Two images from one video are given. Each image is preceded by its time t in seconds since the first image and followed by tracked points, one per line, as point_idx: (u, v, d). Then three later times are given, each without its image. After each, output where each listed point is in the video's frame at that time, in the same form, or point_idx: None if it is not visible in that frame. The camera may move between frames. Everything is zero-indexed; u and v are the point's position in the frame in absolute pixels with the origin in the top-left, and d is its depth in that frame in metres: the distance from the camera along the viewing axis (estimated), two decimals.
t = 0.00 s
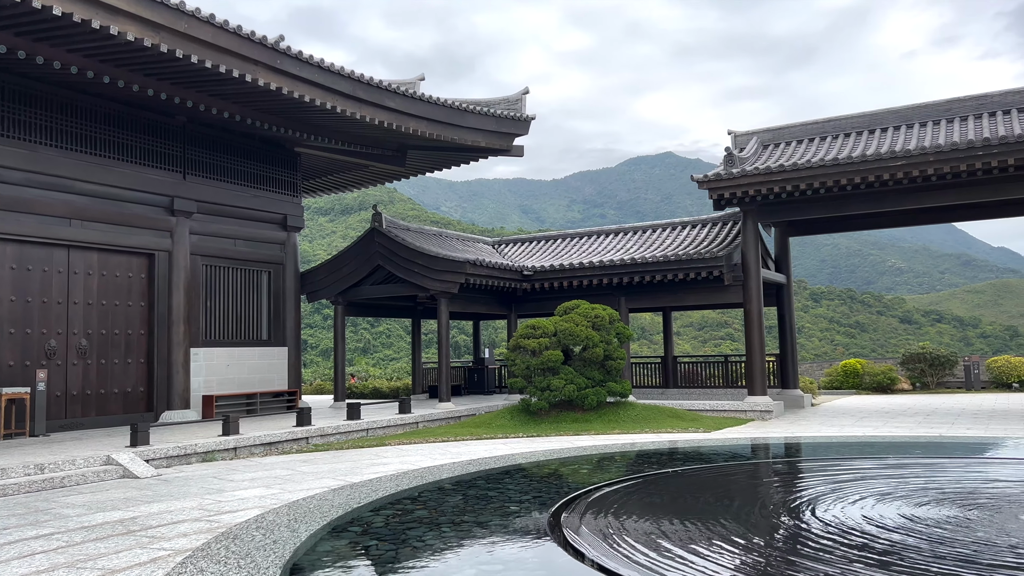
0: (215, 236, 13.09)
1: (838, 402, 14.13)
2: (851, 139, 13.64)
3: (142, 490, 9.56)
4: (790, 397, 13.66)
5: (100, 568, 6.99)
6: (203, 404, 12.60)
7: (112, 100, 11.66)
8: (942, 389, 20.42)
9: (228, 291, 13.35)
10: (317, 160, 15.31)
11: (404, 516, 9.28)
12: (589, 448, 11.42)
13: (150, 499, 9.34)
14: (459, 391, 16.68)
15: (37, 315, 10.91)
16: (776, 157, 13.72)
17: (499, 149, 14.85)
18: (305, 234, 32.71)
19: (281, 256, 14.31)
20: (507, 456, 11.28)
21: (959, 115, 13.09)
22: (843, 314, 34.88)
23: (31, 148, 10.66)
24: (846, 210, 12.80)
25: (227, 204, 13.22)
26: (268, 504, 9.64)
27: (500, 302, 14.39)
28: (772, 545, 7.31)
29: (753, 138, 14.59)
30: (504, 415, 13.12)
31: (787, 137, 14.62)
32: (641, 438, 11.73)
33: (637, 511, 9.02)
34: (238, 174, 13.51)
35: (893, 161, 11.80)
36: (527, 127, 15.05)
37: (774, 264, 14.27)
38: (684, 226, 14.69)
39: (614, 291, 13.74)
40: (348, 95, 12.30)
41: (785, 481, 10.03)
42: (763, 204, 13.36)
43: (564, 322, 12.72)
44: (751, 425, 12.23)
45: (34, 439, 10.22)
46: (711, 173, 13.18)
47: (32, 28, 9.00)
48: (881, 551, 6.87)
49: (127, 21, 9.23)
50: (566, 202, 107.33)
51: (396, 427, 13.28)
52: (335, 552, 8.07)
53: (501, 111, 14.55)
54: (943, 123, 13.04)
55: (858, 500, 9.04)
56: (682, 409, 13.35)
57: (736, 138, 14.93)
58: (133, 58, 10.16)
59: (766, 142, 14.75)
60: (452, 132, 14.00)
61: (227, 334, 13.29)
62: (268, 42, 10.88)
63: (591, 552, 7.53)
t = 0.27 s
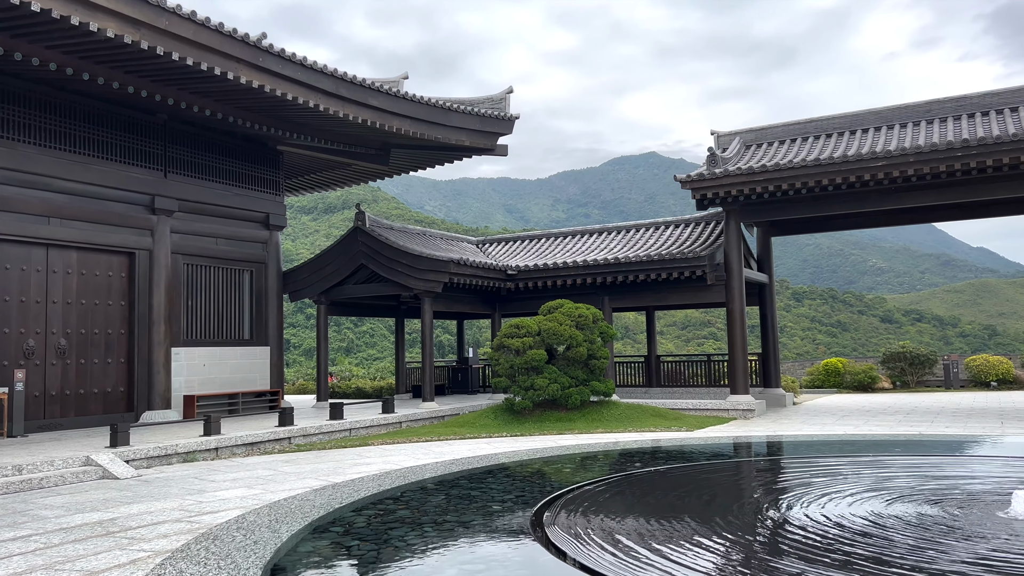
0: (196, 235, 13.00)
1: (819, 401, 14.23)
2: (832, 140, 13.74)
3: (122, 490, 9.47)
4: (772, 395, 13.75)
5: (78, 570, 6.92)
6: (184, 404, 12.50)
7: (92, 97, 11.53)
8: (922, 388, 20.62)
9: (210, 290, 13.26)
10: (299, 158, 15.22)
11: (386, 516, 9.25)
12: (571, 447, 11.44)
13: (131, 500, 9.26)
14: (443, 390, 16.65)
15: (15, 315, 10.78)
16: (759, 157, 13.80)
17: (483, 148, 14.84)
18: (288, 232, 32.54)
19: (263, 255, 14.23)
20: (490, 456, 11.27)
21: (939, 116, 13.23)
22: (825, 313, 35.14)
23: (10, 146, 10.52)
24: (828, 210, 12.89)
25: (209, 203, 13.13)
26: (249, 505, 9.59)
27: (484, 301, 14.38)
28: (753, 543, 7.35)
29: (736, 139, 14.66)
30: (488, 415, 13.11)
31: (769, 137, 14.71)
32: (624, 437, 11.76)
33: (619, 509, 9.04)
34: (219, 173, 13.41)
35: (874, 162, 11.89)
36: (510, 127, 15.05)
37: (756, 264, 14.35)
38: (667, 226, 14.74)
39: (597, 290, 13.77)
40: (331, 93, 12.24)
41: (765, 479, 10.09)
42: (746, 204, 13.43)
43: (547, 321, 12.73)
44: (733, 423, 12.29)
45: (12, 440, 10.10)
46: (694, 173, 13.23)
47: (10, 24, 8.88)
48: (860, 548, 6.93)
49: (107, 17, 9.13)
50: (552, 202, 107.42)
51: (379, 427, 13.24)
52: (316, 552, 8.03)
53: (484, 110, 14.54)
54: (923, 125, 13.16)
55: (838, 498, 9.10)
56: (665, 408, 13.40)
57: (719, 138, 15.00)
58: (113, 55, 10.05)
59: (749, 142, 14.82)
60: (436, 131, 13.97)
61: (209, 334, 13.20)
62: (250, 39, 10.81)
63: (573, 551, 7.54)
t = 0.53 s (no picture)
0: (178, 233, 12.91)
1: (802, 400, 14.32)
2: (815, 140, 13.83)
3: (102, 491, 9.38)
4: (755, 394, 13.83)
5: (57, 571, 6.85)
6: (166, 404, 12.40)
7: (72, 94, 11.41)
8: (903, 386, 20.81)
9: (192, 289, 13.17)
10: (283, 156, 15.14)
11: (369, 515, 9.22)
12: (555, 446, 11.45)
13: (111, 500, 9.18)
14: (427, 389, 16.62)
15: None
16: (742, 157, 13.86)
17: (467, 147, 14.83)
18: (272, 231, 32.36)
19: (246, 253, 14.14)
20: (474, 455, 11.26)
21: (920, 117, 13.35)
22: (807, 312, 35.36)
23: None
24: (810, 210, 12.97)
25: (191, 201, 13.04)
26: (231, 505, 9.53)
27: (468, 301, 14.37)
28: (735, 540, 7.37)
29: (720, 139, 14.72)
30: (473, 414, 13.10)
31: (752, 137, 14.78)
32: (608, 436, 11.78)
33: (602, 508, 9.05)
34: (202, 171, 13.32)
35: (856, 162, 11.98)
36: (495, 126, 15.05)
37: (740, 263, 14.42)
38: (651, 225, 14.79)
39: (582, 290, 13.79)
40: (315, 91, 12.18)
41: (747, 477, 10.14)
42: (730, 203, 13.48)
43: (532, 320, 12.72)
44: (716, 422, 12.34)
45: None
46: (678, 173, 13.26)
47: None
48: (842, 546, 6.96)
49: (88, 13, 9.04)
50: (539, 201, 107.49)
51: (362, 427, 13.20)
52: (298, 552, 7.99)
53: (469, 109, 14.52)
54: (904, 125, 13.27)
55: (820, 496, 9.16)
56: (649, 407, 13.44)
57: (703, 138, 15.05)
58: (93, 52, 9.94)
59: (732, 143, 14.89)
60: (420, 130, 13.94)
61: (191, 333, 13.11)
62: (232, 36, 10.74)
63: (555, 550, 7.55)
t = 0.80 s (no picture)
0: (160, 232, 12.81)
1: (786, 398, 14.41)
2: (798, 140, 13.91)
3: (83, 491, 9.29)
4: (739, 393, 13.90)
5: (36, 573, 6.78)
6: (148, 404, 12.30)
7: (53, 91, 11.30)
8: (884, 385, 21.00)
9: (175, 288, 13.07)
10: (266, 154, 15.06)
11: (352, 515, 9.18)
12: (539, 445, 11.46)
13: (92, 501, 9.09)
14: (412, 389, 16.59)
15: None
16: (726, 157, 13.92)
17: (452, 146, 14.82)
18: (255, 230, 32.16)
19: (229, 252, 14.06)
20: (458, 454, 11.25)
21: (902, 118, 13.46)
22: (791, 311, 35.52)
23: None
24: (793, 210, 13.05)
25: (173, 199, 12.95)
26: (213, 505, 9.46)
27: (453, 300, 14.35)
28: (717, 538, 7.40)
29: (704, 139, 14.78)
30: (457, 413, 13.08)
31: (736, 137, 14.85)
32: (592, 434, 11.81)
33: (585, 506, 9.07)
34: (184, 168, 13.22)
35: (839, 162, 12.05)
36: (480, 124, 15.04)
37: (724, 263, 14.48)
38: (636, 225, 14.83)
39: (567, 289, 13.81)
40: (299, 89, 12.13)
41: (729, 475, 10.19)
42: (714, 203, 13.53)
43: (517, 319, 12.72)
44: (700, 421, 12.40)
45: None
46: (663, 173, 13.29)
47: None
48: (823, 543, 7.00)
49: (69, 10, 8.94)
50: (527, 201, 107.52)
51: (347, 426, 13.14)
52: (281, 551, 7.95)
53: (454, 108, 14.51)
54: (886, 126, 13.38)
55: (802, 494, 9.22)
56: (633, 406, 13.48)
57: (687, 138, 15.10)
58: (74, 48, 9.84)
59: (716, 143, 14.95)
60: (405, 128, 13.90)
61: (173, 332, 13.02)
62: (215, 34, 10.67)
63: (538, 548, 7.55)
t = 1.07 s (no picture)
0: (142, 230, 12.71)
1: (769, 397, 14.49)
2: (781, 141, 14.00)
3: (62, 492, 9.20)
4: (723, 391, 13.97)
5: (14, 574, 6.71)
6: (129, 403, 12.19)
7: (33, 87, 11.18)
8: (867, 383, 21.16)
9: (157, 286, 12.98)
10: (250, 152, 14.97)
11: (334, 514, 9.15)
12: (523, 444, 11.46)
13: (71, 501, 9.00)
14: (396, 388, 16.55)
15: None
16: (710, 157, 13.99)
17: (437, 145, 14.80)
18: (238, 228, 31.96)
19: (212, 250, 13.97)
20: (443, 453, 11.23)
21: (884, 119, 13.57)
22: (774, 311, 35.69)
23: None
24: (776, 210, 13.13)
25: (155, 197, 12.85)
26: (195, 505, 9.40)
27: (438, 299, 14.33)
28: (698, 536, 7.43)
29: (688, 139, 14.83)
30: (442, 412, 13.06)
31: (720, 137, 14.92)
32: (576, 433, 11.82)
33: (567, 505, 9.08)
34: (167, 166, 13.13)
35: (821, 163, 12.14)
36: (465, 123, 15.03)
37: (708, 262, 14.54)
38: (620, 224, 14.88)
39: (552, 288, 13.82)
40: (283, 87, 12.07)
41: (712, 473, 10.23)
42: (698, 203, 13.59)
43: (502, 318, 12.71)
44: (684, 419, 12.44)
45: None
46: (647, 172, 13.33)
47: None
48: (805, 541, 7.04)
49: (49, 5, 8.84)
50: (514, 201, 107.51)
51: (330, 425, 13.10)
52: (263, 551, 7.91)
53: (438, 107, 14.49)
54: (868, 127, 13.49)
55: (784, 492, 9.27)
56: (618, 405, 13.51)
57: (671, 138, 15.16)
58: (55, 44, 9.73)
59: (700, 143, 15.01)
60: (389, 127, 13.87)
61: (155, 331, 12.92)
62: (198, 31, 10.59)
63: (521, 547, 7.55)
